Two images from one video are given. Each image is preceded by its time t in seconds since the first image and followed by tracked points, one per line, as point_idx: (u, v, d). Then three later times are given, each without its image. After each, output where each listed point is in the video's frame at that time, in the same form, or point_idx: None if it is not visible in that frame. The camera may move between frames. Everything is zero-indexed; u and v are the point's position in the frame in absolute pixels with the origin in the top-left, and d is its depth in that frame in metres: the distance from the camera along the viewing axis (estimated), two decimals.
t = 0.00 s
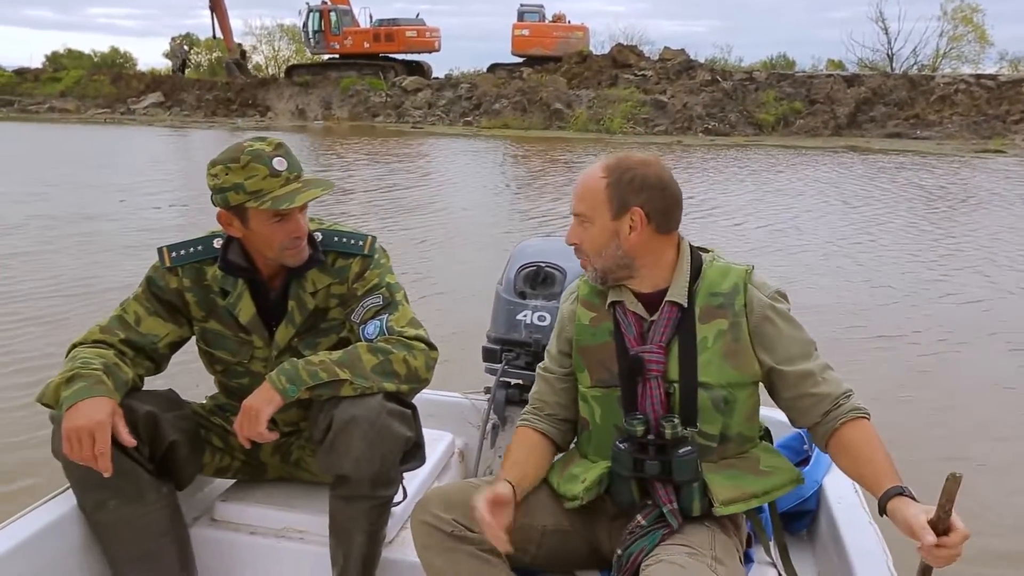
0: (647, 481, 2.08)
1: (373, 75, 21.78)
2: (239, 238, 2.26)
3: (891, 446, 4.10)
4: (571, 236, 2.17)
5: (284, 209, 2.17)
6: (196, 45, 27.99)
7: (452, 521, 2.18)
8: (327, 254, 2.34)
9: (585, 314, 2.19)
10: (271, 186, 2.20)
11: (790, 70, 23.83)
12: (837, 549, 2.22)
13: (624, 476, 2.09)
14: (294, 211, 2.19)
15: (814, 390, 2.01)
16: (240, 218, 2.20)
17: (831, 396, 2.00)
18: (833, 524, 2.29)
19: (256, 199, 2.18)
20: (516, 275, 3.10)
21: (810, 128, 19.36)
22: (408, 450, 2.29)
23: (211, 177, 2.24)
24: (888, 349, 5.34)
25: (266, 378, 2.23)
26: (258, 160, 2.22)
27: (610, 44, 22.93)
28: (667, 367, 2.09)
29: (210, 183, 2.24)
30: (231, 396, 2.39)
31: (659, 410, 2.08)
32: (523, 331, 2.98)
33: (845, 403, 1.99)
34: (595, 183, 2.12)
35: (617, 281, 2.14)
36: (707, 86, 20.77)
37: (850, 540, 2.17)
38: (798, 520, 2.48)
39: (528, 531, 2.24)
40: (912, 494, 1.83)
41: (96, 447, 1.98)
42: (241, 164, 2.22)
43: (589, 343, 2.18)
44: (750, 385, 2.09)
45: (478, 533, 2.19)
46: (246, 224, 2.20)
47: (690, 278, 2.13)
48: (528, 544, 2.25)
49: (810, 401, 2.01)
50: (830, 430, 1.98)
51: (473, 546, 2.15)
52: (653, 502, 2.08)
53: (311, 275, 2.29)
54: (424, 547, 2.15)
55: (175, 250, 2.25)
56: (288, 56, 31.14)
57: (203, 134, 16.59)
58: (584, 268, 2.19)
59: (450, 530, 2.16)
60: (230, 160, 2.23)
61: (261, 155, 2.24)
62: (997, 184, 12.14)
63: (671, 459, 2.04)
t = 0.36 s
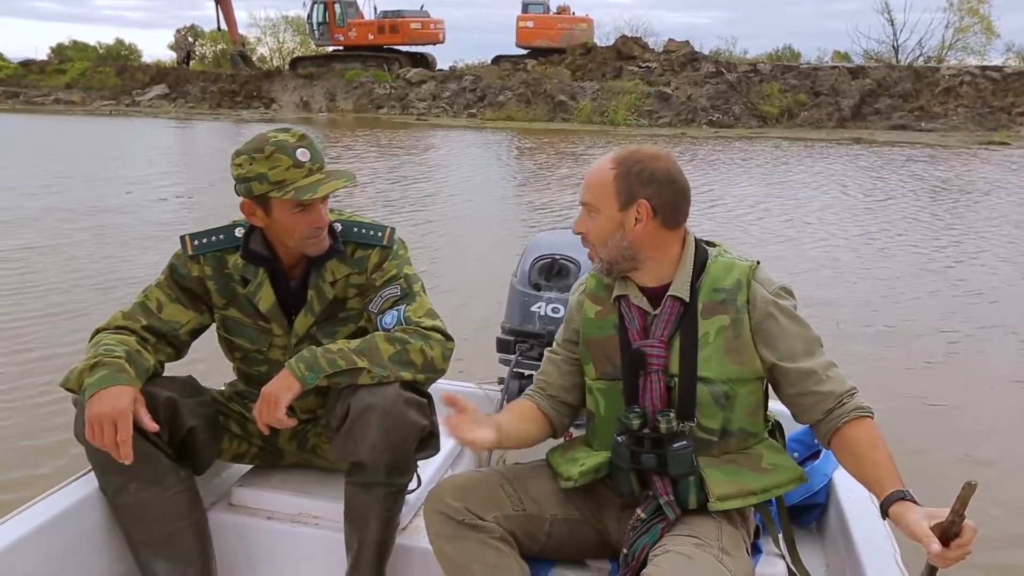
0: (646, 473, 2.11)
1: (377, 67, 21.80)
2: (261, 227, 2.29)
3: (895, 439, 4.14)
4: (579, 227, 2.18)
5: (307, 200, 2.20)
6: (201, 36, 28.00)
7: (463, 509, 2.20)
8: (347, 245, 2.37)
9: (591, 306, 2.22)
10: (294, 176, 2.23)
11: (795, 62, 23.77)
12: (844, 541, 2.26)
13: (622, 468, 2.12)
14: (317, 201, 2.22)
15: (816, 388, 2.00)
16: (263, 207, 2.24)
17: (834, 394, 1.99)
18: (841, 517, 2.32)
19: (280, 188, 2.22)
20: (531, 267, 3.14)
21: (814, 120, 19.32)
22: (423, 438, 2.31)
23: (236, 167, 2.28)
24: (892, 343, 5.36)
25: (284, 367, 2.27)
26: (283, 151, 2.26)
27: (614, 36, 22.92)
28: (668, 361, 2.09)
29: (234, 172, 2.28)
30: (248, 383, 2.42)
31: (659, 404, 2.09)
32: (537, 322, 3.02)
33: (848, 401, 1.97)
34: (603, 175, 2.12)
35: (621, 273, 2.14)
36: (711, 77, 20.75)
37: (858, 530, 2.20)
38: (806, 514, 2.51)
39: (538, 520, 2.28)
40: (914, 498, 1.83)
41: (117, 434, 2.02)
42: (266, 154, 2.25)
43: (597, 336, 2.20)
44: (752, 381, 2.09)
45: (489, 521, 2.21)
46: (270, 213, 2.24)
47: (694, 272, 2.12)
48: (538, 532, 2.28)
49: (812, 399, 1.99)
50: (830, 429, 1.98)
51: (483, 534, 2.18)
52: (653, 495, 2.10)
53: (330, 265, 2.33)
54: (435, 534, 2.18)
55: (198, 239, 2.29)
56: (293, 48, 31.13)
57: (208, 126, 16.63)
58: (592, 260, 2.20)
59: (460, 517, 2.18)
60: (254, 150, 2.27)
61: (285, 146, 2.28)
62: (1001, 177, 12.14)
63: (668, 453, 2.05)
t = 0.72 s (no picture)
0: (657, 466, 2.13)
1: (381, 60, 21.82)
2: (276, 218, 2.31)
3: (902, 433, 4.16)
4: (593, 218, 2.20)
5: (320, 190, 2.22)
6: (205, 30, 28.02)
7: (475, 498, 2.23)
8: (360, 236, 2.39)
9: (603, 300, 2.24)
10: (307, 168, 2.26)
11: (798, 56, 23.73)
12: (854, 533, 2.27)
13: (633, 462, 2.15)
14: (330, 191, 2.25)
15: (830, 383, 2.02)
16: (278, 199, 2.26)
17: (846, 390, 2.01)
18: (851, 510, 2.34)
19: (293, 179, 2.24)
20: (544, 259, 3.15)
21: (818, 115, 19.30)
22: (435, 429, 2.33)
23: (251, 158, 2.30)
24: (897, 337, 5.38)
25: (298, 357, 2.30)
26: (296, 142, 2.28)
27: (618, 31, 22.91)
28: (679, 356, 2.12)
29: (249, 163, 2.30)
30: (264, 372, 2.45)
31: (671, 398, 2.11)
32: (549, 315, 3.04)
33: (861, 399, 1.99)
34: (620, 167, 2.14)
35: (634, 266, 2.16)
36: (714, 71, 20.73)
37: (867, 523, 2.22)
38: (816, 507, 2.53)
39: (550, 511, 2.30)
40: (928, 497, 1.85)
41: (135, 421, 2.06)
42: (279, 145, 2.27)
43: (608, 330, 2.23)
44: (762, 376, 2.11)
45: (500, 511, 2.24)
46: (284, 205, 2.26)
47: (705, 267, 2.14)
48: (549, 522, 2.30)
49: (827, 395, 2.01)
50: (844, 424, 1.99)
51: (494, 524, 2.20)
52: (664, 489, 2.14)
53: (344, 255, 2.35)
54: (447, 523, 2.21)
55: (213, 229, 2.32)
56: (296, 41, 31.14)
57: (212, 120, 16.66)
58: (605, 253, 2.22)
59: (473, 506, 2.21)
60: (268, 141, 2.29)
61: (299, 137, 2.30)
62: (1005, 171, 12.14)
63: (679, 446, 2.08)
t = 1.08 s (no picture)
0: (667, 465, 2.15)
1: (383, 59, 21.87)
2: (291, 214, 2.34)
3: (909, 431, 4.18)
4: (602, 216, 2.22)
5: (335, 186, 2.24)
6: (207, 29, 28.05)
7: (487, 493, 2.25)
8: (374, 233, 2.41)
9: (613, 299, 2.26)
10: (322, 164, 2.28)
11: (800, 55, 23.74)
12: (866, 531, 2.29)
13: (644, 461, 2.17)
14: (344, 188, 2.27)
15: (844, 381, 2.03)
16: (292, 195, 2.29)
17: (861, 388, 2.01)
18: (863, 508, 2.35)
19: (308, 176, 2.26)
20: (557, 257, 3.18)
21: (819, 114, 19.30)
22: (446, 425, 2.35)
23: (267, 154, 2.33)
24: (902, 336, 5.40)
25: (311, 352, 2.32)
26: (311, 139, 2.30)
27: (620, 30, 22.92)
28: (690, 354, 2.13)
29: (265, 160, 2.33)
30: (278, 366, 2.48)
31: (681, 397, 2.13)
32: (562, 312, 3.06)
33: (877, 398, 1.99)
34: (630, 165, 2.15)
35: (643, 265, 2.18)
36: (716, 71, 20.74)
37: (878, 521, 2.23)
38: (828, 505, 2.55)
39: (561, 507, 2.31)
40: (948, 499, 1.86)
41: (151, 414, 2.08)
42: (295, 142, 2.30)
43: (618, 328, 2.25)
44: (773, 375, 2.12)
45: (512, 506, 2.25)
46: (299, 200, 2.28)
47: (716, 266, 2.15)
48: (560, 519, 2.32)
49: (839, 392, 2.03)
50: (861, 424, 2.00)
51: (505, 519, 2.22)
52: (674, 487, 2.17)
53: (358, 251, 2.38)
54: (459, 517, 2.23)
55: (229, 225, 2.35)
56: (298, 41, 31.16)
57: (215, 119, 16.68)
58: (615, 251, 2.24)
59: (484, 502, 2.23)
60: (285, 138, 2.32)
61: (314, 134, 2.32)
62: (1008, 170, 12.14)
63: (688, 445, 2.09)
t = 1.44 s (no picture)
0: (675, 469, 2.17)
1: (384, 59, 21.94)
2: (302, 212, 2.36)
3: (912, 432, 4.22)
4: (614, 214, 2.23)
5: (346, 186, 2.26)
6: (208, 29, 28.08)
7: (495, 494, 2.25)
8: (385, 231, 2.43)
9: (624, 298, 2.28)
10: (334, 163, 2.30)
11: (801, 55, 23.74)
12: (877, 531, 2.30)
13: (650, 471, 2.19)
14: (355, 187, 2.28)
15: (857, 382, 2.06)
16: (304, 193, 2.30)
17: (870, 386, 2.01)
18: (875, 508, 2.37)
19: (319, 174, 2.28)
20: (569, 256, 3.21)
21: (819, 113, 19.33)
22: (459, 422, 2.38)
23: (280, 152, 2.35)
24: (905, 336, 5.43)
25: (323, 348, 2.33)
26: (323, 138, 2.32)
27: (620, 30, 22.95)
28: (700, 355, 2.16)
29: (277, 159, 2.35)
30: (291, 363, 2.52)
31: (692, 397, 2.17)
32: (573, 311, 3.09)
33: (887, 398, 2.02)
34: (641, 164, 2.17)
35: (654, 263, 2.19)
36: (716, 70, 20.76)
37: (889, 522, 2.24)
38: (839, 506, 2.56)
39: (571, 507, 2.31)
40: (960, 503, 1.72)
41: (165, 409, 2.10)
42: (307, 141, 2.32)
43: (629, 328, 2.28)
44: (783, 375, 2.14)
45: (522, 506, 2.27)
46: (310, 199, 2.30)
47: (726, 266, 2.16)
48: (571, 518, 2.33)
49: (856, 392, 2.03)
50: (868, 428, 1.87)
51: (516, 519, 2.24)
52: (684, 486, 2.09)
53: (369, 250, 2.39)
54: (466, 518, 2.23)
55: (241, 223, 2.37)
56: (299, 41, 31.18)
57: (216, 118, 16.69)
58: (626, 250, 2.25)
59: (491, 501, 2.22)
60: (296, 137, 2.33)
61: (326, 133, 2.34)
62: (1008, 170, 12.18)
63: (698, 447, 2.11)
